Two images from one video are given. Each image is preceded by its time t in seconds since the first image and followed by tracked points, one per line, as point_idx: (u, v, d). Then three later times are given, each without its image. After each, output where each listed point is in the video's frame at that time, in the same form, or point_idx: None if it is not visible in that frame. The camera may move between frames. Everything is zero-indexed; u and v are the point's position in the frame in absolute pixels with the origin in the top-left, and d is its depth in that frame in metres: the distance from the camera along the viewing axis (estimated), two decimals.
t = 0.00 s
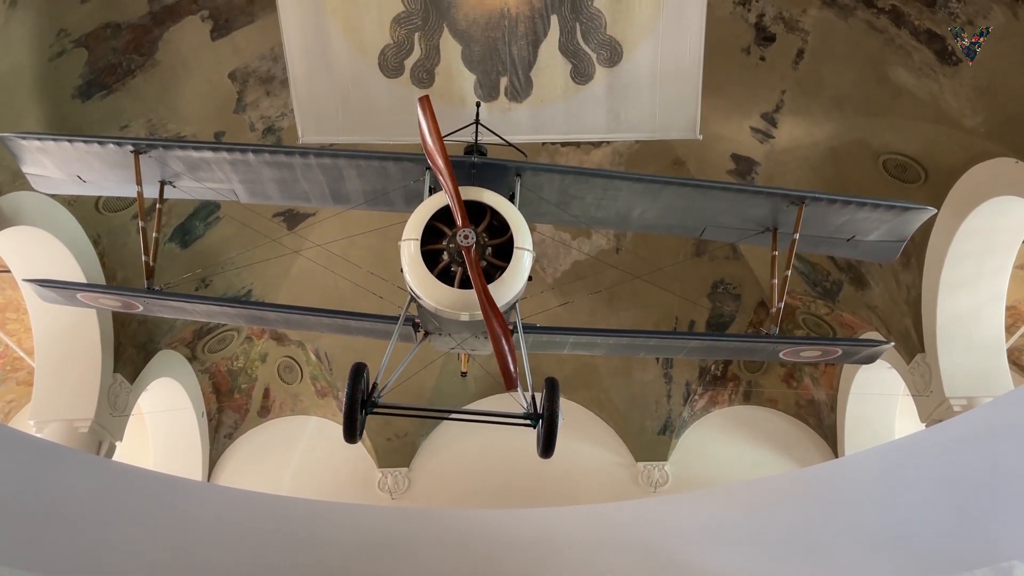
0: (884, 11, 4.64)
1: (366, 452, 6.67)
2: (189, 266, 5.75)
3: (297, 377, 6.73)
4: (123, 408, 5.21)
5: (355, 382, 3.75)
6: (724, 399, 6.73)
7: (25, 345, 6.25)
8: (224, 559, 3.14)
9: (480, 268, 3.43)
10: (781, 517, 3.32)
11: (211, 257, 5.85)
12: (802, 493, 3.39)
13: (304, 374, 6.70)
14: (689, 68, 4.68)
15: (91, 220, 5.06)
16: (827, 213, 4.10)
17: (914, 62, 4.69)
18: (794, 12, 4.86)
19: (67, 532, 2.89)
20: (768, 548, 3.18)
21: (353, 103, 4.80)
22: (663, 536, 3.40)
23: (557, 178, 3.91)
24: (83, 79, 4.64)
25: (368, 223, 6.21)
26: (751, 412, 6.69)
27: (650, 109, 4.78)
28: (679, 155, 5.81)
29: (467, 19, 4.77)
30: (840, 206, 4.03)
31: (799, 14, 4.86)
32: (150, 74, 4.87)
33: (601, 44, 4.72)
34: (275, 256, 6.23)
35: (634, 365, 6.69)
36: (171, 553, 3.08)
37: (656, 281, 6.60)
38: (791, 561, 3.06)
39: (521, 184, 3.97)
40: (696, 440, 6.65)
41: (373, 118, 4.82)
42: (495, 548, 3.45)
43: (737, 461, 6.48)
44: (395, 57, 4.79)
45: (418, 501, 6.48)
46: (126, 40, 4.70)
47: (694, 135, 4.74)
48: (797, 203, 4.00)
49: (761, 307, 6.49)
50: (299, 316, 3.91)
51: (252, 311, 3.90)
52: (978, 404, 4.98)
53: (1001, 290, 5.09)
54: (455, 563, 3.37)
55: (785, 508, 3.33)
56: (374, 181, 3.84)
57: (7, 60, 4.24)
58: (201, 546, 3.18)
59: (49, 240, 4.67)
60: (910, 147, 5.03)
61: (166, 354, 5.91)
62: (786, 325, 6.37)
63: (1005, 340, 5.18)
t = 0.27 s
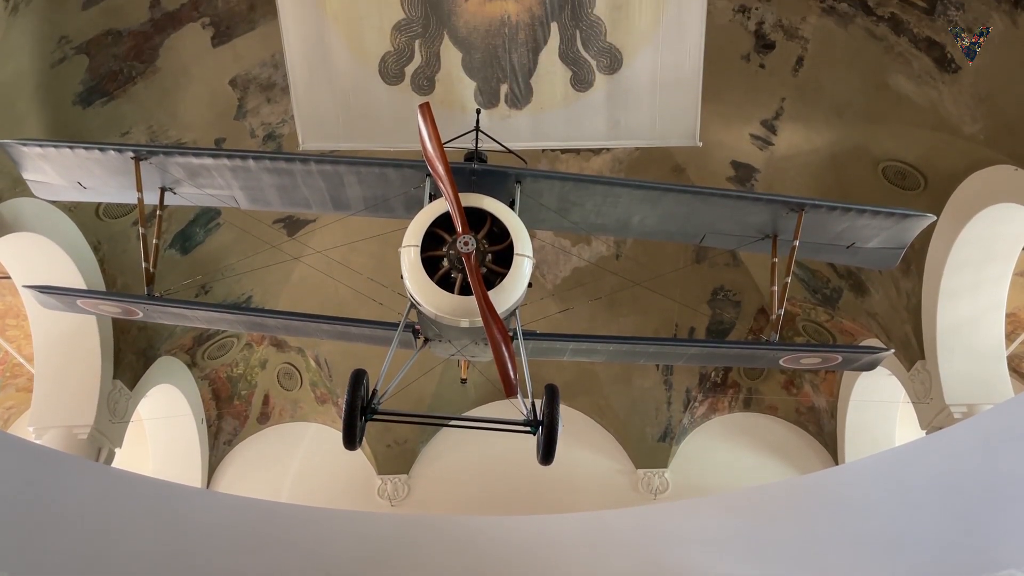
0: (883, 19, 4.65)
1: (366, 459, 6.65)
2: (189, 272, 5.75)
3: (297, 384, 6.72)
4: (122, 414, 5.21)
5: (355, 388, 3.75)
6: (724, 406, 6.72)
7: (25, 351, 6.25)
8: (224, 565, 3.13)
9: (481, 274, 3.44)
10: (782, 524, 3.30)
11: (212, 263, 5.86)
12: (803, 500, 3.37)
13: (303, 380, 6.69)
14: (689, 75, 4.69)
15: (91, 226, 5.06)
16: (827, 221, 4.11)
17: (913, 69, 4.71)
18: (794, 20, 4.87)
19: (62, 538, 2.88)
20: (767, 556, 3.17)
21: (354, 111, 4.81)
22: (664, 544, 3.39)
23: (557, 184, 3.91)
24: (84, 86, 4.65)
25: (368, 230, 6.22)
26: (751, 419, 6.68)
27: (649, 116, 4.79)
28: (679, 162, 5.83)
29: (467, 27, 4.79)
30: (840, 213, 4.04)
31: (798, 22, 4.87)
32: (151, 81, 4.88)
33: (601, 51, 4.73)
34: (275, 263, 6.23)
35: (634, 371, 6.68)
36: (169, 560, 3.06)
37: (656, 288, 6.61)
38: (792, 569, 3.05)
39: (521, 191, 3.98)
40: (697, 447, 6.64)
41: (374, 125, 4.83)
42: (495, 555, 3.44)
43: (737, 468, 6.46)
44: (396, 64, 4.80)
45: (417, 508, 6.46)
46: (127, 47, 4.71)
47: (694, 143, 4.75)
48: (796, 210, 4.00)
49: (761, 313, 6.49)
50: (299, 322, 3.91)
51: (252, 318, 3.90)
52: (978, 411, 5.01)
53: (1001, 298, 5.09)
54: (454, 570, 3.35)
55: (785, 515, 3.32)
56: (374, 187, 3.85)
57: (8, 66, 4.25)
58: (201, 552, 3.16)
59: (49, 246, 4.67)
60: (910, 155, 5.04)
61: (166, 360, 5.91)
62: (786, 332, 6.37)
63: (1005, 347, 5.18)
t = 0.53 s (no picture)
0: (883, 26, 4.66)
1: (365, 466, 6.64)
2: (189, 278, 5.76)
3: (297, 390, 6.72)
4: (122, 421, 5.21)
5: (355, 395, 3.74)
6: (724, 413, 6.71)
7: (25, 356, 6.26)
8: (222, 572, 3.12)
9: (481, 281, 3.44)
10: (783, 532, 3.29)
11: (212, 269, 5.86)
12: (804, 508, 3.35)
13: (303, 387, 6.69)
14: (688, 83, 4.70)
15: (91, 232, 5.07)
16: (827, 227, 4.11)
17: (913, 77, 4.72)
18: (793, 28, 4.88)
19: (56, 545, 2.88)
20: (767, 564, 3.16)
21: (354, 118, 4.82)
22: (664, 551, 3.38)
23: (558, 191, 3.92)
24: (85, 92, 4.67)
25: (368, 236, 6.23)
26: (752, 426, 6.67)
27: (649, 123, 4.80)
28: (679, 169, 5.84)
29: (467, 34, 4.80)
30: (840, 220, 4.04)
31: (798, 30, 4.89)
32: (152, 88, 4.90)
33: (601, 58, 4.75)
34: (275, 269, 6.24)
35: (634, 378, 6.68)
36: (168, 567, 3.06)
37: (656, 295, 6.61)
38: None
39: (521, 197, 3.98)
40: (697, 454, 6.63)
41: (374, 132, 4.85)
42: (494, 563, 3.43)
43: (738, 474, 6.45)
44: (396, 71, 4.81)
45: (417, 515, 6.45)
46: (129, 54, 4.73)
47: (694, 149, 4.76)
48: (797, 217, 4.01)
49: (761, 320, 6.49)
50: (299, 329, 3.91)
51: (253, 324, 3.90)
52: (979, 419, 4.98)
53: (1002, 305, 5.08)
54: None
55: (784, 521, 3.32)
56: (375, 194, 3.86)
57: (9, 73, 4.26)
58: (200, 559, 3.16)
59: (49, 252, 4.68)
60: (910, 162, 5.05)
61: (166, 367, 5.91)
62: (786, 339, 6.36)
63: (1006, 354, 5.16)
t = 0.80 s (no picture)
0: (882, 34, 4.67)
1: (365, 473, 6.63)
2: (189, 285, 5.76)
3: (297, 397, 6.71)
4: (122, 427, 5.21)
5: (354, 402, 3.74)
6: (725, 421, 6.70)
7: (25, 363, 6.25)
8: None
9: (481, 288, 3.44)
10: (783, 540, 3.28)
11: (212, 276, 5.87)
12: (804, 515, 3.34)
13: (303, 394, 6.68)
14: (688, 90, 4.72)
15: (92, 239, 5.08)
16: (827, 235, 4.12)
17: (912, 85, 4.73)
18: (793, 36, 4.90)
19: (52, 552, 2.87)
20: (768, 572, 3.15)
21: (355, 125, 4.84)
22: (664, 559, 3.37)
23: (558, 199, 3.93)
24: (86, 100, 4.69)
25: (368, 243, 6.24)
26: (752, 434, 6.66)
27: (649, 131, 4.81)
28: (679, 176, 5.85)
29: (467, 42, 4.82)
30: (839, 228, 4.04)
31: (798, 37, 4.90)
32: (153, 95, 4.92)
33: (601, 66, 4.76)
34: (275, 276, 6.24)
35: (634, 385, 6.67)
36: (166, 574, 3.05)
37: (656, 302, 6.61)
38: None
39: (521, 205, 3.99)
40: (698, 461, 6.61)
41: (375, 139, 4.86)
42: (494, 570, 3.42)
43: (738, 482, 6.43)
44: (397, 78, 4.83)
45: (416, 523, 6.43)
46: (130, 61, 4.75)
47: (694, 157, 4.77)
48: (796, 224, 4.01)
49: (761, 327, 6.49)
50: (299, 336, 3.91)
51: (253, 331, 3.90)
52: (979, 426, 4.99)
53: (1001, 313, 5.08)
54: None
55: (783, 529, 3.30)
56: (375, 201, 3.86)
57: (10, 80, 4.28)
58: (198, 567, 3.15)
59: (50, 259, 4.69)
60: (909, 169, 5.06)
61: (166, 373, 5.91)
62: (786, 346, 6.36)
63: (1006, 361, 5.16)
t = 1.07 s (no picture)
0: (881, 43, 4.68)
1: (364, 481, 6.61)
2: (189, 292, 5.77)
3: (296, 405, 6.70)
4: (121, 435, 5.21)
5: (354, 410, 3.74)
6: (725, 429, 6.69)
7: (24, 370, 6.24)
8: None
9: (481, 295, 3.44)
10: (784, 548, 3.26)
11: (212, 283, 5.87)
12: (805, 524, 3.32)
13: (303, 401, 6.67)
14: (687, 99, 4.73)
15: (92, 246, 5.08)
16: (826, 243, 4.12)
17: (911, 93, 4.74)
18: (792, 44, 4.92)
19: (50, 561, 2.87)
20: None
21: (355, 133, 4.85)
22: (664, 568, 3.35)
23: (558, 206, 3.93)
24: (87, 107, 4.71)
25: (368, 251, 6.24)
26: (752, 442, 6.65)
27: (649, 139, 4.82)
28: (679, 184, 5.86)
29: (468, 50, 4.84)
30: (839, 236, 4.05)
31: (797, 46, 4.92)
32: (153, 103, 4.93)
33: (601, 74, 4.78)
34: (275, 284, 6.24)
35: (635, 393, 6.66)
36: None
37: (656, 309, 6.61)
38: None
39: (521, 213, 4.00)
40: (698, 469, 6.59)
41: (375, 147, 4.87)
42: None
43: (739, 490, 6.41)
44: (397, 86, 4.85)
45: (415, 531, 6.41)
46: (131, 69, 4.76)
47: (694, 165, 4.78)
48: (796, 232, 4.02)
49: (761, 335, 6.48)
50: (299, 344, 3.91)
51: (253, 339, 3.90)
52: (980, 434, 4.98)
53: (1001, 321, 5.08)
54: None
55: (784, 537, 3.29)
56: (375, 209, 3.87)
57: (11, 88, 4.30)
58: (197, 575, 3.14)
59: (51, 266, 4.69)
60: (909, 178, 5.07)
61: (166, 381, 5.91)
62: (786, 354, 6.35)
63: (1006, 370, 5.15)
